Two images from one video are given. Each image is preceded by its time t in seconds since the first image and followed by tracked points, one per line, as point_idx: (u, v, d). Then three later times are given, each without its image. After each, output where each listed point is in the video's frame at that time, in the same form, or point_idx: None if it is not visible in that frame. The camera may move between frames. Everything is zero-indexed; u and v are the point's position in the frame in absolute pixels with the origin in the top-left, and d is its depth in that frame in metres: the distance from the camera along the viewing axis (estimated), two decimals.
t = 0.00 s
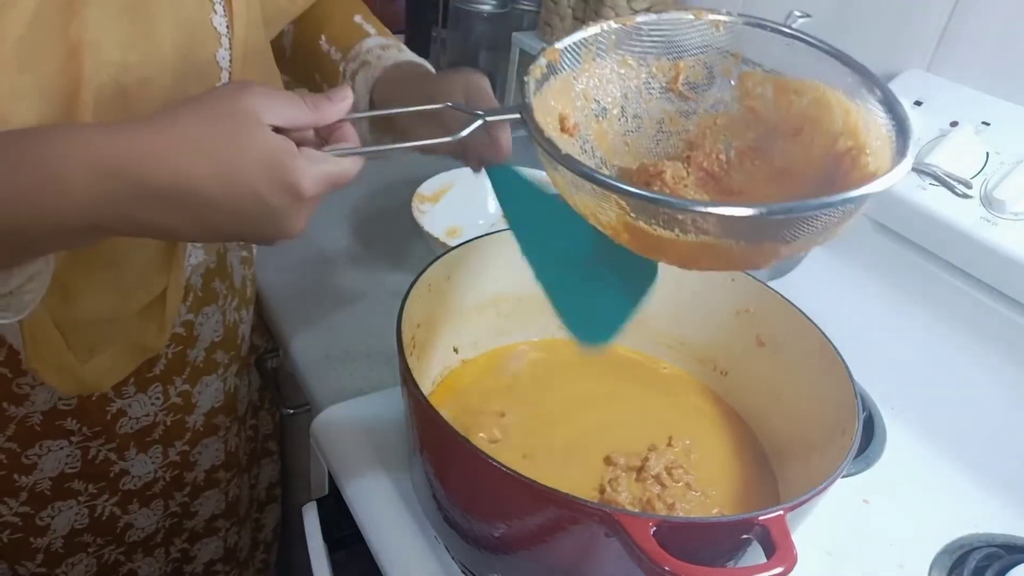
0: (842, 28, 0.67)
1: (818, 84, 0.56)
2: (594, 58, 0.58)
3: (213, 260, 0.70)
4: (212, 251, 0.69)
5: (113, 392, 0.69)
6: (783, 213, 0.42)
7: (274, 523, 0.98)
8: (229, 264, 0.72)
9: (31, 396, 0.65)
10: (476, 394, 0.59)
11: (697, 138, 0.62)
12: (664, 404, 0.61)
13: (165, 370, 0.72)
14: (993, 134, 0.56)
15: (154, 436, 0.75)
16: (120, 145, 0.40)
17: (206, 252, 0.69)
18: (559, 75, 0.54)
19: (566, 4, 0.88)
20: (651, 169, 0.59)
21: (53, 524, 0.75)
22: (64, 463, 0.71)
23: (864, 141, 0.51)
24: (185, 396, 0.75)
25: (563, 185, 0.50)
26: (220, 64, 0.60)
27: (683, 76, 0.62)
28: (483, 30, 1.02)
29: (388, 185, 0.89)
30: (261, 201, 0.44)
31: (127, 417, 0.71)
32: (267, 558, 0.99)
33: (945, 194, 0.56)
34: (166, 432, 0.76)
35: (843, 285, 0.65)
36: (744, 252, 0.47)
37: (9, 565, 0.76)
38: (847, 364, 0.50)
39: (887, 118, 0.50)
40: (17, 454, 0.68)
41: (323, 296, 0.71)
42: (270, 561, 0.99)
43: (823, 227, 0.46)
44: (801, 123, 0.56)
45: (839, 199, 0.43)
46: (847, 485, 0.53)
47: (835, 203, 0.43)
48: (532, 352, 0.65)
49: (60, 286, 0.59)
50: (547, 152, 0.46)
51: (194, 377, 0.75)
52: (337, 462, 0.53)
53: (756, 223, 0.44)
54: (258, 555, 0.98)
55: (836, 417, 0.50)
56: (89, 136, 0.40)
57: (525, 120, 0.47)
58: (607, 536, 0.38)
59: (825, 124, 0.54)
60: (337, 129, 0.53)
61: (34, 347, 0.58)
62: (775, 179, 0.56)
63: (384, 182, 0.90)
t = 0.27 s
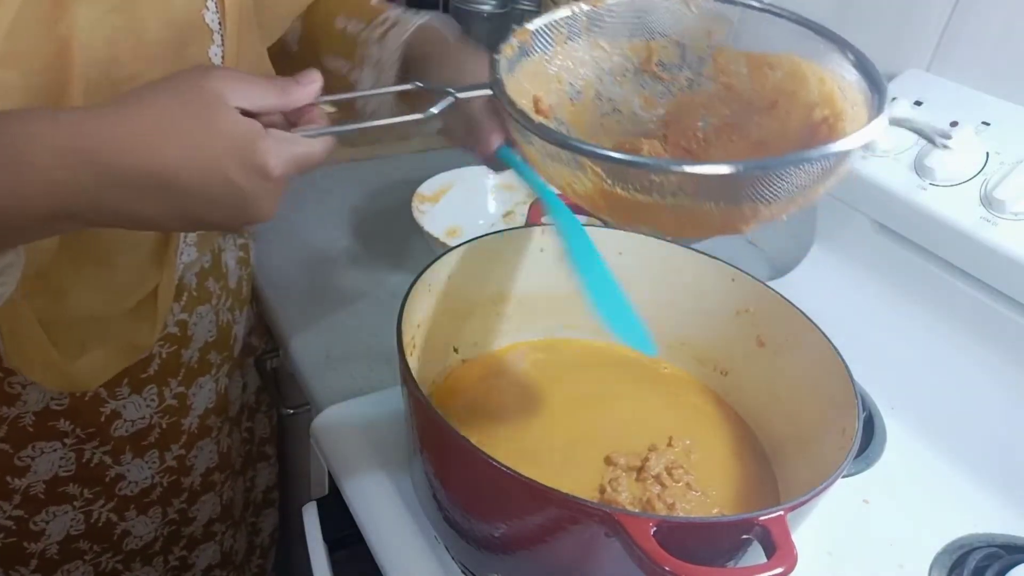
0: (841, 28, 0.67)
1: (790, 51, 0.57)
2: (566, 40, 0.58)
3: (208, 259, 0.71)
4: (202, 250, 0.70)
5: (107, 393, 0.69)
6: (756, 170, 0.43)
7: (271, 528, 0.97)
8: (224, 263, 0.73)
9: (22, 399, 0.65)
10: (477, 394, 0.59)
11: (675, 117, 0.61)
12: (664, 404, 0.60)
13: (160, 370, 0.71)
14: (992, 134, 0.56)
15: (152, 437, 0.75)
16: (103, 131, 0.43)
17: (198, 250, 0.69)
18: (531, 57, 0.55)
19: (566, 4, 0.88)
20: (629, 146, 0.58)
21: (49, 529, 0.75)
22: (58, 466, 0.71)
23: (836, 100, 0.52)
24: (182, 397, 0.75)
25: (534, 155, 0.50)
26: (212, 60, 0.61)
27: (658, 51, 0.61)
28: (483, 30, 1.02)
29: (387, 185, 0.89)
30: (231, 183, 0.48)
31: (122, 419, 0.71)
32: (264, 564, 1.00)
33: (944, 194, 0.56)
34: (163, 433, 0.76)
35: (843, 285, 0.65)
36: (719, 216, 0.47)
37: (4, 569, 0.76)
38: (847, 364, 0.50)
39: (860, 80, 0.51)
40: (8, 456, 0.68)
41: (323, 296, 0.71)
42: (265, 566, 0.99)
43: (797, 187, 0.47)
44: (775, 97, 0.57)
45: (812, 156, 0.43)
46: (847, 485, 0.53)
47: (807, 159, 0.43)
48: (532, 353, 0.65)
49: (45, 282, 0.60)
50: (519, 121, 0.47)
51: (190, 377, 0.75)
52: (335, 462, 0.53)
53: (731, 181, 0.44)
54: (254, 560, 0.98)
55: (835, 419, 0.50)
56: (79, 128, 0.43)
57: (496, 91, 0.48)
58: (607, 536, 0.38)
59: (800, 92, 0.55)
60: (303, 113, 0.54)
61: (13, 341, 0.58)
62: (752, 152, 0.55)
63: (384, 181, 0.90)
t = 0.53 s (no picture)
0: (841, 28, 0.67)
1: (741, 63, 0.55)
2: (516, 50, 0.56)
3: (209, 255, 0.71)
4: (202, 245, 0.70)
5: (108, 389, 0.69)
6: (703, 170, 0.42)
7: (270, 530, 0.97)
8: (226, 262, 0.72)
9: (22, 396, 0.65)
10: (477, 394, 0.59)
11: (631, 126, 0.56)
12: (664, 404, 0.60)
13: (160, 367, 0.71)
14: (992, 134, 0.56)
15: (151, 435, 0.75)
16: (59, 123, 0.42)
17: (198, 245, 0.69)
18: (479, 65, 0.53)
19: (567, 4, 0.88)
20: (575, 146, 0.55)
21: (51, 529, 0.75)
22: (60, 465, 0.71)
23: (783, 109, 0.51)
24: (181, 395, 0.75)
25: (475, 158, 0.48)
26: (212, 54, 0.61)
27: (610, 69, 0.58)
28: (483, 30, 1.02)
29: (387, 185, 0.89)
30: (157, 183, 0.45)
31: (122, 416, 0.71)
32: (264, 565, 1.00)
33: (944, 194, 0.56)
34: (164, 431, 0.76)
35: (843, 286, 0.65)
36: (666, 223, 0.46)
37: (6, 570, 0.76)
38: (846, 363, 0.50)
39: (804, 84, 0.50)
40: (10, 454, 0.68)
41: (323, 295, 0.71)
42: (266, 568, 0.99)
43: (743, 192, 0.45)
44: (729, 106, 0.54)
45: (757, 158, 0.42)
46: (847, 485, 0.53)
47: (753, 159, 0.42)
48: (532, 353, 0.65)
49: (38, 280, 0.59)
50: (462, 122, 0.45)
51: (189, 375, 0.75)
52: (335, 460, 0.53)
53: (677, 182, 0.43)
54: (254, 562, 0.98)
55: (836, 418, 0.50)
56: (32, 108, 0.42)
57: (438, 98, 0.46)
58: (607, 536, 0.38)
59: (751, 103, 0.53)
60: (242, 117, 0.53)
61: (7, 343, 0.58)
62: (699, 158, 0.52)
63: (384, 182, 0.90)
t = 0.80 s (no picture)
0: (841, 28, 0.67)
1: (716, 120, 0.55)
2: (501, 100, 0.56)
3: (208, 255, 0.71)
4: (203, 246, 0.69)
5: (107, 389, 0.69)
6: (683, 221, 0.41)
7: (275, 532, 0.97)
8: (226, 261, 0.73)
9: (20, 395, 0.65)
10: (477, 394, 0.59)
11: (601, 176, 0.58)
12: (665, 405, 0.60)
13: (159, 366, 0.72)
14: (992, 134, 0.56)
15: (151, 435, 0.75)
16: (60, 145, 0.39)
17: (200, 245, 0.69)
18: (467, 113, 0.53)
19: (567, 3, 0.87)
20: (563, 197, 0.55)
21: (50, 527, 0.75)
22: (59, 463, 0.71)
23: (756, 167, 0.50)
24: (181, 395, 0.75)
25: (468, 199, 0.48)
26: (211, 50, 0.60)
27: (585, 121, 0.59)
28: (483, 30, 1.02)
29: (387, 186, 0.89)
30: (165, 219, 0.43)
31: (121, 416, 0.71)
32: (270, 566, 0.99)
33: (944, 195, 0.56)
34: (163, 431, 0.76)
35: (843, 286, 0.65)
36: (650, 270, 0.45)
37: (5, 567, 0.76)
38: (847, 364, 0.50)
39: (777, 149, 0.50)
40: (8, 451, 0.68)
41: (323, 295, 0.71)
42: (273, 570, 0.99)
43: (725, 242, 0.45)
44: (700, 157, 0.54)
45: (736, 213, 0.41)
46: (847, 485, 0.53)
47: (733, 212, 0.42)
48: (532, 352, 0.65)
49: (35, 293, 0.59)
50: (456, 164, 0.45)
51: (188, 375, 0.75)
52: (334, 460, 0.53)
53: (659, 232, 0.42)
54: (262, 565, 0.98)
55: (836, 418, 0.50)
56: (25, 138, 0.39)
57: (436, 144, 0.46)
58: (607, 536, 0.38)
59: (719, 158, 0.53)
60: (243, 154, 0.51)
61: None
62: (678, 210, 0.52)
63: (384, 182, 0.90)
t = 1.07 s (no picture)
0: (840, 28, 0.67)
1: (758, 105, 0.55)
2: (538, 95, 0.55)
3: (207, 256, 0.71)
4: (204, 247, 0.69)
5: (107, 390, 0.69)
6: (728, 193, 0.41)
7: (277, 532, 0.97)
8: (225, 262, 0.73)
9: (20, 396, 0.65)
10: (477, 394, 0.59)
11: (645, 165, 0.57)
12: (665, 405, 0.60)
13: (159, 367, 0.71)
14: (993, 135, 0.56)
15: (150, 436, 0.75)
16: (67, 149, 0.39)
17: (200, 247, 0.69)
18: (503, 110, 0.52)
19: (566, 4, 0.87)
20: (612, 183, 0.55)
21: (49, 527, 0.75)
22: (58, 464, 0.71)
23: (808, 140, 0.51)
24: (181, 396, 0.75)
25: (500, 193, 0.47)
26: (211, 50, 0.60)
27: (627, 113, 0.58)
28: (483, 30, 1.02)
29: (387, 186, 0.89)
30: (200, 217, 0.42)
31: (121, 417, 0.71)
32: (273, 566, 0.99)
33: (944, 195, 0.56)
34: (163, 432, 0.76)
35: (844, 286, 0.65)
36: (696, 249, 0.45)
37: (5, 567, 0.76)
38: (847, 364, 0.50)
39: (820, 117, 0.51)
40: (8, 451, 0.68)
41: (323, 296, 0.71)
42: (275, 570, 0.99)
43: (771, 216, 0.45)
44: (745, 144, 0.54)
45: (784, 180, 0.42)
46: (847, 485, 0.53)
47: (780, 181, 0.42)
48: (532, 352, 0.65)
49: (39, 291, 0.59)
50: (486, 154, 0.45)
51: (188, 376, 0.75)
52: (334, 460, 0.53)
53: (705, 207, 0.42)
54: (264, 566, 0.97)
55: (836, 418, 0.50)
56: (43, 151, 0.39)
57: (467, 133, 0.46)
58: (607, 536, 0.38)
59: (764, 140, 0.53)
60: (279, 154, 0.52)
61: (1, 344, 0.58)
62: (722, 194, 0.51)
63: (384, 182, 0.90)
